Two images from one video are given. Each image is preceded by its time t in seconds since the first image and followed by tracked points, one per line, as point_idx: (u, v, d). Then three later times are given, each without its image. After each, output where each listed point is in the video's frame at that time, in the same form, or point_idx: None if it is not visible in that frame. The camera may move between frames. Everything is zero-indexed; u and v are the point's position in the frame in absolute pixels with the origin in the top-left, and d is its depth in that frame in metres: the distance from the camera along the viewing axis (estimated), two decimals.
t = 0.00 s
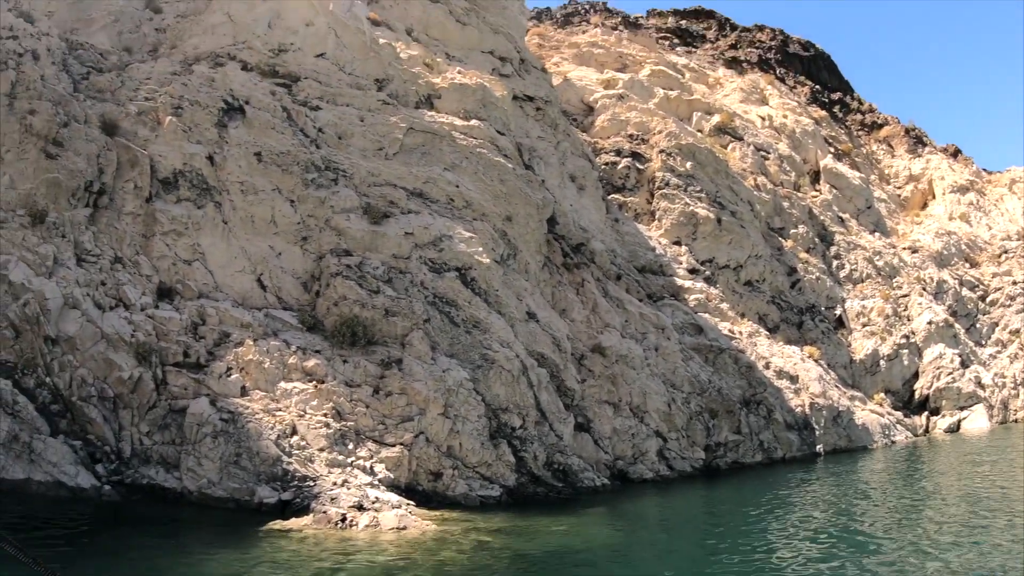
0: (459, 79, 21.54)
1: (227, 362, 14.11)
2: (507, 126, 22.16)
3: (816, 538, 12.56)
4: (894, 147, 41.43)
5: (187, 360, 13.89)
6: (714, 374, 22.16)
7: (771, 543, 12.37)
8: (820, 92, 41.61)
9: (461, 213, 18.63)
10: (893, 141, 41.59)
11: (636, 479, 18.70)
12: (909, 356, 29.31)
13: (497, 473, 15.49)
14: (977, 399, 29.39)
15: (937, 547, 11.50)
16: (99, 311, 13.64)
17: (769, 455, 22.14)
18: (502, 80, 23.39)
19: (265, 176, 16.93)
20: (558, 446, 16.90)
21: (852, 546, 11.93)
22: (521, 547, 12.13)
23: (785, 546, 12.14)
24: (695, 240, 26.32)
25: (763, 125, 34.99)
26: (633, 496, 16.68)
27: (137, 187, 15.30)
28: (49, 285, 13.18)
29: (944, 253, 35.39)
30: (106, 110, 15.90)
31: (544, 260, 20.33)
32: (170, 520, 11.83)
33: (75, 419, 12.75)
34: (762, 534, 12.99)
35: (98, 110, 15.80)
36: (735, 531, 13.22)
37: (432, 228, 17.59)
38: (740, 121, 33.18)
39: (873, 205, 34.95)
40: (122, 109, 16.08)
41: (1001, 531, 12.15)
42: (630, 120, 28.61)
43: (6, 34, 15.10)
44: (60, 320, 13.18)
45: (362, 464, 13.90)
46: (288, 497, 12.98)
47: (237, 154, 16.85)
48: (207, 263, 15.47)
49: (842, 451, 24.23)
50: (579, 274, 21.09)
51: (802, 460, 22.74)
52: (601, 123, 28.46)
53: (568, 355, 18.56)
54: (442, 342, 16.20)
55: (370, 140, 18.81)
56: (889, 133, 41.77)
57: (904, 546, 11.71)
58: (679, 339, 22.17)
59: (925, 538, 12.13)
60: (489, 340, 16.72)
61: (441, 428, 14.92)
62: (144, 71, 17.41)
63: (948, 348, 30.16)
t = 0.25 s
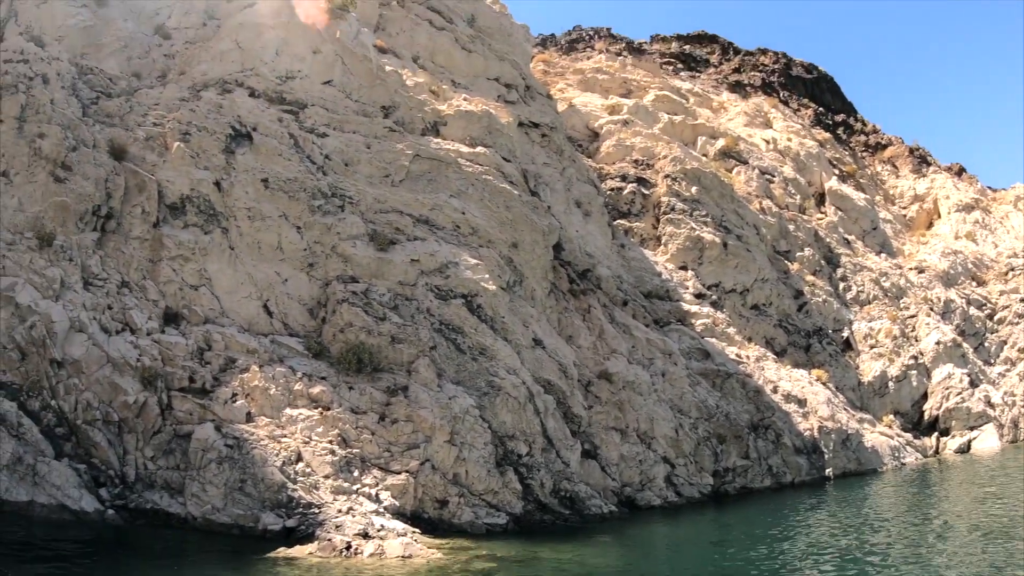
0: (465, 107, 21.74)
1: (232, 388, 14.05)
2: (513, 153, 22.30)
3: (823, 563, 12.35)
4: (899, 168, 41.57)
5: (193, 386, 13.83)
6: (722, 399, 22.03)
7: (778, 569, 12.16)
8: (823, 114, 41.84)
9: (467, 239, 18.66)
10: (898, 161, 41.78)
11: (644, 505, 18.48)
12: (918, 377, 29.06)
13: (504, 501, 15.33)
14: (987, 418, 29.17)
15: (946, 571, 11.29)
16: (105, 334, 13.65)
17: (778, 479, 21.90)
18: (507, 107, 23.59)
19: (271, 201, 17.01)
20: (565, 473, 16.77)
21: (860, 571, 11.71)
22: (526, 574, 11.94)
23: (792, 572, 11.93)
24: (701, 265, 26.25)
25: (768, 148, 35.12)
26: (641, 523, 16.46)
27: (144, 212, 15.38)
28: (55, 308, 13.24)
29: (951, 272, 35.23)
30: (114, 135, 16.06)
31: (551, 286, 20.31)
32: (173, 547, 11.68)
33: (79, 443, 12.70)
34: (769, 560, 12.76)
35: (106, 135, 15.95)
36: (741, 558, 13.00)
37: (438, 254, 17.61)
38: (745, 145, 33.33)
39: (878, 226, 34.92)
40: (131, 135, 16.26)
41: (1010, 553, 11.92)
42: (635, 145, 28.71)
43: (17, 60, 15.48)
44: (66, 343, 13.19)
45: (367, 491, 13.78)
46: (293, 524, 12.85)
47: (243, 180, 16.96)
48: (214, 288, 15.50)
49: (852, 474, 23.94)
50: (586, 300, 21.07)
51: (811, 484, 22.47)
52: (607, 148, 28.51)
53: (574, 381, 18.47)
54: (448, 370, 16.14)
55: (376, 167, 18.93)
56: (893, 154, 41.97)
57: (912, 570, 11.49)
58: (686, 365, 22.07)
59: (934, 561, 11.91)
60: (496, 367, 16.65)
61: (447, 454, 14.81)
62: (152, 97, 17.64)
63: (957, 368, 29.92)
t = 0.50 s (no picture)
0: (475, 137, 21.95)
1: (243, 418, 14.06)
2: (523, 184, 22.42)
3: None
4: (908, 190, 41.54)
5: (204, 415, 13.82)
6: (734, 428, 21.85)
7: None
8: (831, 138, 42.04)
9: (478, 269, 18.73)
10: (907, 183, 41.79)
11: (657, 536, 18.23)
12: (932, 401, 28.75)
13: (515, 532, 15.17)
14: (1003, 441, 28.68)
15: None
16: (117, 361, 13.64)
17: (792, 508, 21.62)
18: (517, 137, 23.81)
19: (283, 231, 17.13)
20: (576, 503, 16.62)
21: None
22: None
23: None
24: (712, 292, 26.17)
25: (777, 174, 35.28)
26: (654, 554, 16.23)
27: (156, 240, 15.51)
28: (67, 334, 13.25)
29: (963, 294, 34.95)
30: (128, 164, 16.27)
31: (562, 316, 20.29)
32: None
33: (89, 469, 12.58)
34: None
35: (121, 164, 16.15)
36: None
37: (448, 284, 17.68)
38: (754, 172, 33.43)
39: (889, 250, 34.75)
40: (144, 164, 16.47)
41: None
42: (644, 174, 28.98)
43: (33, 87, 15.78)
44: (78, 369, 13.15)
45: (377, 522, 13.67)
46: (302, 554, 12.73)
47: (256, 211, 17.11)
48: (225, 318, 15.56)
49: (867, 501, 23.59)
50: (597, 329, 21.03)
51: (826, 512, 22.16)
52: (616, 177, 28.90)
53: (586, 411, 18.40)
54: (459, 400, 16.10)
55: (387, 198, 19.07)
56: (902, 177, 42.03)
57: None
58: (698, 393, 21.93)
59: None
60: (507, 398, 16.59)
61: (458, 485, 14.71)
62: (166, 127, 17.90)
63: (971, 390, 29.57)
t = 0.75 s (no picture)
0: (487, 169, 22.13)
1: (257, 448, 14.06)
2: (536, 214, 22.55)
3: None
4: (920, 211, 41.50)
5: (217, 445, 13.83)
6: (751, 455, 21.63)
7: None
8: (842, 161, 42.23)
9: (492, 300, 18.79)
10: (919, 204, 41.80)
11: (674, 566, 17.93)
12: (950, 423, 28.36)
13: (531, 564, 14.99)
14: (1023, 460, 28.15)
15: None
16: (131, 391, 13.64)
17: (811, 534, 21.28)
18: (529, 168, 24.01)
19: (298, 263, 17.26)
20: (592, 534, 16.45)
21: None
22: None
23: None
24: (726, 319, 26.06)
25: (788, 199, 35.36)
26: None
27: (171, 271, 15.65)
28: (81, 363, 13.26)
29: (979, 312, 34.56)
30: (143, 196, 16.47)
31: (576, 346, 20.26)
32: None
33: (101, 498, 12.56)
34: None
35: (136, 195, 16.38)
36: None
37: (462, 315, 17.73)
38: (765, 197, 33.49)
39: (903, 271, 34.46)
40: (160, 195, 16.68)
41: None
42: (656, 203, 29.26)
43: (50, 118, 16.22)
44: (91, 399, 13.13)
45: (392, 554, 13.48)
46: None
47: (270, 242, 17.26)
48: (240, 349, 15.61)
49: (887, 526, 23.20)
50: (611, 359, 20.96)
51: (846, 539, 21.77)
52: (628, 206, 29.10)
53: (601, 441, 18.30)
54: (474, 431, 16.02)
55: (401, 230, 19.19)
56: (913, 198, 42.08)
57: None
58: (714, 420, 21.77)
59: None
60: (522, 429, 16.52)
61: (473, 516, 14.57)
62: (181, 159, 18.17)
63: (990, 410, 29.07)
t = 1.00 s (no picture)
0: (511, 200, 22.26)
1: (283, 481, 14.07)
2: (560, 245, 22.63)
3: None
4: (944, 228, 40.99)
5: (243, 477, 13.88)
6: (781, 482, 21.21)
7: None
8: (864, 182, 42.04)
9: (517, 331, 18.77)
10: (943, 221, 41.32)
11: None
12: (984, 444, 27.63)
13: None
14: None
15: None
16: (157, 424, 13.72)
17: (845, 563, 20.69)
18: (553, 199, 24.12)
19: (323, 296, 17.40)
20: (621, 567, 16.12)
21: None
22: None
23: None
24: (753, 345, 25.73)
25: (812, 222, 35.11)
26: None
27: (197, 304, 15.83)
28: (108, 395, 13.36)
29: (1010, 328, 33.68)
30: (170, 229, 16.76)
31: (603, 376, 20.12)
32: None
33: (126, 528, 12.48)
34: None
35: (163, 229, 16.68)
36: None
37: (487, 347, 17.72)
38: (789, 221, 33.31)
39: (929, 290, 33.95)
40: (186, 229, 16.97)
41: None
42: (680, 230, 29.12)
43: (78, 153, 16.77)
44: (118, 431, 13.22)
45: None
46: None
47: (295, 275, 17.43)
48: (266, 382, 15.68)
49: (921, 551, 22.58)
50: (638, 388, 20.74)
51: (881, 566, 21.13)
52: (652, 234, 28.99)
53: (629, 472, 18.08)
54: (501, 463, 15.88)
55: (425, 262, 19.31)
56: (937, 216, 41.62)
57: None
58: (743, 448, 21.42)
59: None
60: (550, 461, 16.36)
61: (501, 549, 14.33)
62: (207, 193, 18.52)
63: None
